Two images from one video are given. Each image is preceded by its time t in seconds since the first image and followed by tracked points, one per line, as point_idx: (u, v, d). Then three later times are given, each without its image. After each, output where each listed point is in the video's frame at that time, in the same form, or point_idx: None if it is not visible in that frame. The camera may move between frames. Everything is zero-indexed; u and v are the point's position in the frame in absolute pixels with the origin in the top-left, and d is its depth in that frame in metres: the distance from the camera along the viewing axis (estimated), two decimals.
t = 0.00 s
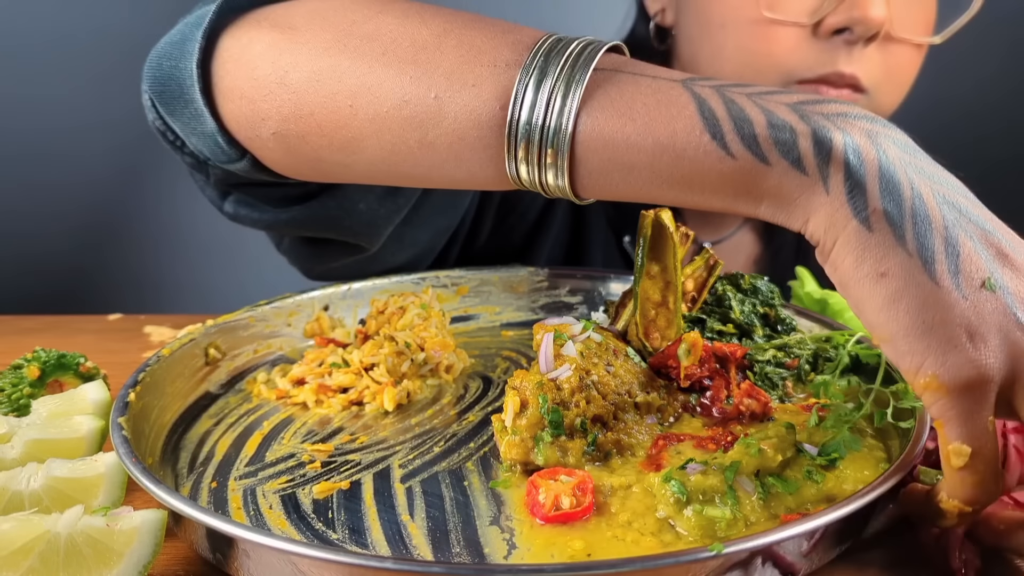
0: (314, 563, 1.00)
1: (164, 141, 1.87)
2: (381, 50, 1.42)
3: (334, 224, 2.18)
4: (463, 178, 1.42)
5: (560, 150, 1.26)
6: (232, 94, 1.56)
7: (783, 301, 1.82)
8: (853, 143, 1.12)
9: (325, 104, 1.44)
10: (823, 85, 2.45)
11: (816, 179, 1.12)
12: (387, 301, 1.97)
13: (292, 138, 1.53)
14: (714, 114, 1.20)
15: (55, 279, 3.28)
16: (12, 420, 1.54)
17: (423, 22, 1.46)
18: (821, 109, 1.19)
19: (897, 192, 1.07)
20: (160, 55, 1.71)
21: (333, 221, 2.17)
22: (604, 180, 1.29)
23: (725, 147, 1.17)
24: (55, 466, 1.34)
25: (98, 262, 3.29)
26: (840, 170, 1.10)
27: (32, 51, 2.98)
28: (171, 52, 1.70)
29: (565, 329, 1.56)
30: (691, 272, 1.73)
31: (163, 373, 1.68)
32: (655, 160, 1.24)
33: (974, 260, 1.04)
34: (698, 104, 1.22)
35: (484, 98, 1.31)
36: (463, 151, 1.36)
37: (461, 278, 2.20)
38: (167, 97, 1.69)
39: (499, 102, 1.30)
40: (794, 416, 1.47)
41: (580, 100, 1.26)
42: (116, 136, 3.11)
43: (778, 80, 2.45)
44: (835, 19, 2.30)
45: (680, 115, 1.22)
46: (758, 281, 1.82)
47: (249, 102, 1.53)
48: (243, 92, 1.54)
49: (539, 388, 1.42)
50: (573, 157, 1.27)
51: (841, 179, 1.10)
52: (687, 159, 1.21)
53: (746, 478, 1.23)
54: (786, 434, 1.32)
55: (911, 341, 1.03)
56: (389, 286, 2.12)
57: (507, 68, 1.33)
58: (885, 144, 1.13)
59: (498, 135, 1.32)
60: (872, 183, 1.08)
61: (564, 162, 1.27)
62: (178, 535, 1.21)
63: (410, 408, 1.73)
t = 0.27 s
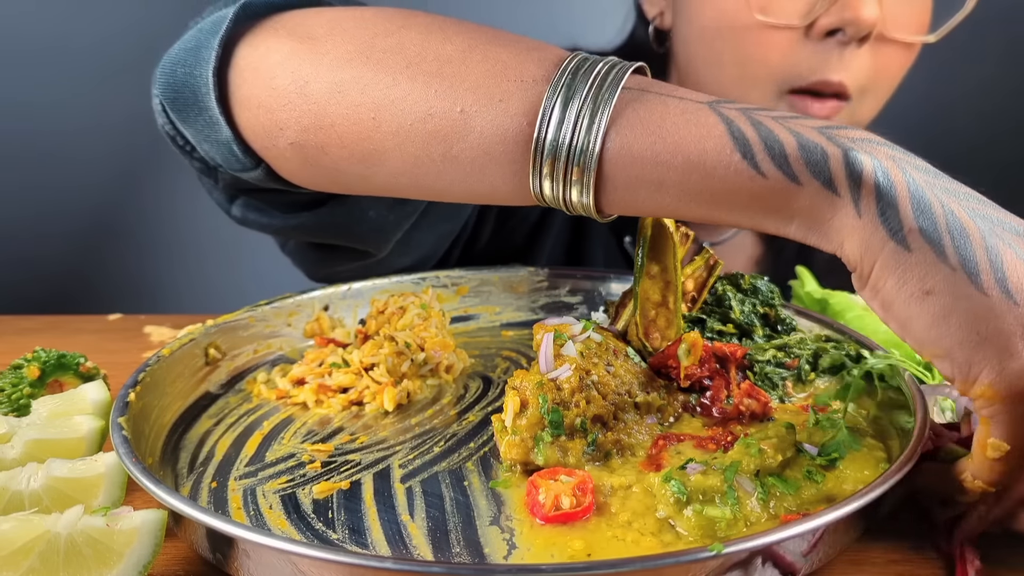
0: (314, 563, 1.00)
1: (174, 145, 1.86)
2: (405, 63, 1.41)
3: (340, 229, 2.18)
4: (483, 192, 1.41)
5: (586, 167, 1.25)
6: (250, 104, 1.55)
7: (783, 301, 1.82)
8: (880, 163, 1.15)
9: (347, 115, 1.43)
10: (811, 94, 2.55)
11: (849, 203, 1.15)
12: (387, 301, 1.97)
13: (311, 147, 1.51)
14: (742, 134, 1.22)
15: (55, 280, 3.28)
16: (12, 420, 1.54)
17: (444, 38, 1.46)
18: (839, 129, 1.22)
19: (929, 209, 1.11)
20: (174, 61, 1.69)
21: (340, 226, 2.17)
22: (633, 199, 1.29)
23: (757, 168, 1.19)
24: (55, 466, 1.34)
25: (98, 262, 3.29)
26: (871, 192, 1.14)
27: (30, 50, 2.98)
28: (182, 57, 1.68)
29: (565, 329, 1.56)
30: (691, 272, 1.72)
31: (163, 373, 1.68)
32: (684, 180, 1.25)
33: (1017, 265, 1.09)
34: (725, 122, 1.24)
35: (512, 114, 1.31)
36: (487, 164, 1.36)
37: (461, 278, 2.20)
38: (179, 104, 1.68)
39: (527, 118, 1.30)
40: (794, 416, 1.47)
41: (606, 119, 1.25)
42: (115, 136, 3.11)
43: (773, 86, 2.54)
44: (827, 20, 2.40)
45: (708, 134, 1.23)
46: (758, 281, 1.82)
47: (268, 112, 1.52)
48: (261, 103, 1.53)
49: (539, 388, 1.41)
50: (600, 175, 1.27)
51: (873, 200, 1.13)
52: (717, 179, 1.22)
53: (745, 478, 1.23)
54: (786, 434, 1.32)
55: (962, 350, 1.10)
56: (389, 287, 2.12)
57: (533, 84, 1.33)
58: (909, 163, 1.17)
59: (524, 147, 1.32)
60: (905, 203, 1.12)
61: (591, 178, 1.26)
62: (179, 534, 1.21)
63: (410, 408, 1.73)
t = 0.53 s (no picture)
0: (313, 563, 1.00)
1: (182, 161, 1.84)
2: (386, 65, 1.42)
3: (347, 238, 2.19)
4: (470, 194, 1.40)
5: (568, 160, 1.23)
6: (243, 115, 1.56)
7: (784, 301, 1.82)
8: (879, 152, 1.13)
9: (334, 121, 1.43)
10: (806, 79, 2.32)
11: (844, 198, 1.14)
12: (387, 301, 1.97)
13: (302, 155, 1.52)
14: (727, 127, 1.19)
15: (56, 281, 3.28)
16: (12, 420, 1.54)
17: (427, 33, 1.46)
18: (845, 111, 1.18)
19: (931, 200, 1.09)
20: (173, 76, 1.71)
21: (346, 234, 2.18)
22: (621, 197, 1.28)
23: (743, 163, 1.18)
24: (55, 466, 1.34)
25: (97, 262, 3.28)
26: (867, 186, 1.13)
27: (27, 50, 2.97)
28: (181, 72, 1.70)
29: (565, 329, 1.56)
30: (691, 272, 1.73)
31: (163, 373, 1.68)
32: (667, 177, 1.23)
33: None
34: (710, 114, 1.20)
35: (488, 115, 1.29)
36: (469, 168, 1.35)
37: (461, 278, 2.19)
38: (180, 118, 1.69)
39: (504, 119, 1.28)
40: (794, 416, 1.47)
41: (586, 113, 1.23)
42: (113, 136, 3.11)
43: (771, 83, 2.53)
44: (810, 13, 2.16)
45: (691, 128, 1.21)
46: (758, 281, 1.82)
47: (259, 122, 1.53)
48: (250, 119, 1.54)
49: (539, 388, 1.42)
50: (581, 171, 1.25)
51: (870, 194, 1.13)
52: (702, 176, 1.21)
53: (745, 478, 1.23)
54: (786, 434, 1.32)
55: (972, 351, 1.10)
56: (389, 287, 2.12)
57: (510, 82, 1.30)
58: (918, 147, 1.13)
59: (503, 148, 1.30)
60: (903, 195, 1.10)
61: (574, 171, 1.24)
62: (179, 535, 1.21)
63: (410, 408, 1.73)
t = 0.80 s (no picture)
0: (314, 563, 1.00)
1: (163, 169, 1.87)
2: (343, 66, 1.44)
3: (335, 240, 2.20)
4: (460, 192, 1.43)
5: (519, 145, 1.26)
6: (218, 123, 1.60)
7: (784, 301, 1.82)
8: (816, 128, 1.06)
9: (300, 128, 1.48)
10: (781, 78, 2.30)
11: (791, 187, 1.11)
12: (387, 301, 1.97)
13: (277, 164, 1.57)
14: (667, 114, 1.19)
15: (57, 281, 3.28)
16: (12, 420, 1.54)
17: (380, 27, 1.47)
18: (787, 82, 1.11)
19: (874, 175, 1.02)
20: (152, 88, 1.73)
21: (334, 238, 2.19)
22: (582, 185, 1.31)
23: (688, 157, 1.18)
24: (55, 466, 1.33)
25: (97, 262, 3.28)
26: (808, 168, 1.08)
27: (24, 50, 2.97)
28: (160, 83, 1.72)
29: (565, 329, 1.56)
30: (691, 272, 1.73)
31: (163, 373, 1.68)
32: (618, 171, 1.26)
33: (993, 213, 0.93)
34: (651, 100, 1.21)
35: (441, 118, 1.33)
36: (432, 169, 1.40)
37: (461, 278, 2.19)
38: (160, 129, 1.72)
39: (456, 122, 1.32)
40: (794, 417, 1.47)
41: (535, 102, 1.27)
42: (110, 135, 3.11)
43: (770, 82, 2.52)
44: (791, 8, 2.15)
45: (636, 117, 1.22)
46: (757, 280, 1.82)
47: (232, 130, 1.58)
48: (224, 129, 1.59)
49: (539, 388, 1.42)
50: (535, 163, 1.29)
51: (814, 177, 1.08)
52: (651, 165, 1.23)
53: (745, 478, 1.23)
54: (786, 435, 1.32)
55: (948, 317, 1.00)
56: (389, 287, 2.12)
57: (459, 80, 1.33)
58: (862, 112, 1.03)
59: (460, 153, 1.35)
60: (841, 171, 1.05)
61: (528, 163, 1.28)
62: (178, 535, 1.21)
63: (410, 408, 1.73)
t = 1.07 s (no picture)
0: (314, 563, 1.00)
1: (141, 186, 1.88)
2: (296, 75, 1.48)
3: (310, 245, 2.19)
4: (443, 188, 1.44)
5: (472, 133, 1.31)
6: (183, 137, 1.63)
7: (784, 301, 1.82)
8: (739, 94, 1.06)
9: (261, 134, 1.50)
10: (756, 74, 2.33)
11: (726, 151, 1.09)
12: (387, 301, 1.96)
13: (244, 175, 1.60)
14: (606, 91, 1.22)
15: (57, 280, 3.28)
16: (12, 420, 1.54)
17: (355, 31, 1.48)
18: (716, 53, 1.10)
19: (797, 127, 0.98)
20: (116, 108, 1.76)
21: (311, 243, 2.19)
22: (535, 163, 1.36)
23: (631, 132, 1.21)
24: (54, 466, 1.33)
25: (97, 262, 3.28)
26: (735, 135, 1.07)
27: (25, 50, 2.97)
28: (124, 102, 1.75)
29: (565, 329, 1.56)
30: (691, 272, 1.73)
31: (163, 373, 1.67)
32: (568, 152, 1.32)
33: (902, 143, 0.86)
34: (590, 80, 1.24)
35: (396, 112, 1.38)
36: (391, 165, 1.46)
37: (461, 278, 2.19)
38: (127, 147, 1.73)
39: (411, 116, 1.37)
40: (794, 417, 1.47)
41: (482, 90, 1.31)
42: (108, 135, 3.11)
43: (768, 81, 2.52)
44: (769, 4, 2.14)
45: (578, 96, 1.26)
46: (758, 281, 1.82)
47: (196, 142, 1.60)
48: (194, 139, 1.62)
49: (539, 388, 1.41)
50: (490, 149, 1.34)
51: (746, 140, 1.06)
52: (596, 142, 1.27)
53: (745, 477, 1.23)
54: (786, 435, 1.32)
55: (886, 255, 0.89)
56: (389, 287, 2.12)
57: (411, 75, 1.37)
58: (782, 71, 1.01)
59: (418, 148, 1.40)
60: (769, 124, 1.02)
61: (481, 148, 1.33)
62: (178, 535, 1.21)
63: (410, 408, 1.73)
